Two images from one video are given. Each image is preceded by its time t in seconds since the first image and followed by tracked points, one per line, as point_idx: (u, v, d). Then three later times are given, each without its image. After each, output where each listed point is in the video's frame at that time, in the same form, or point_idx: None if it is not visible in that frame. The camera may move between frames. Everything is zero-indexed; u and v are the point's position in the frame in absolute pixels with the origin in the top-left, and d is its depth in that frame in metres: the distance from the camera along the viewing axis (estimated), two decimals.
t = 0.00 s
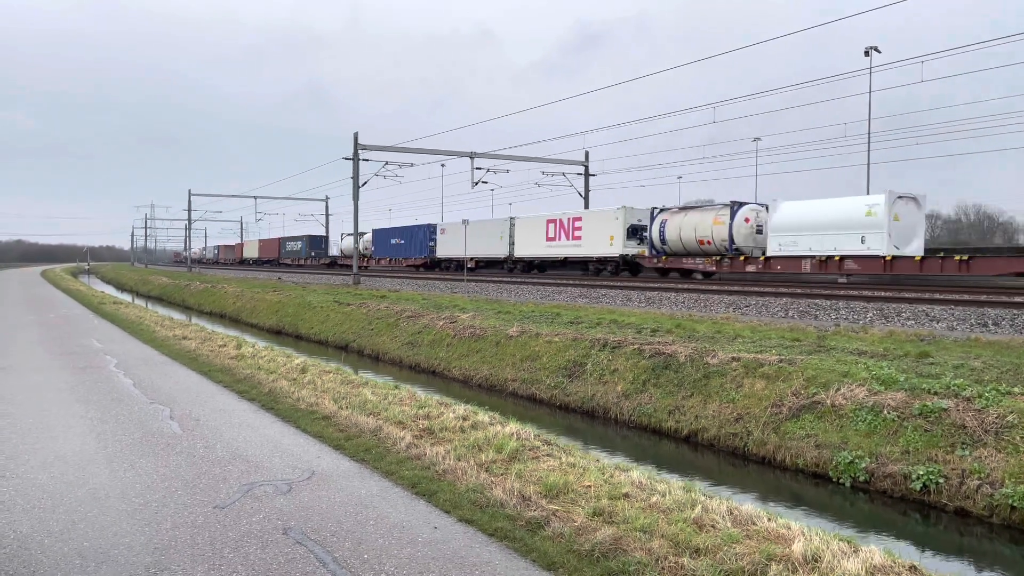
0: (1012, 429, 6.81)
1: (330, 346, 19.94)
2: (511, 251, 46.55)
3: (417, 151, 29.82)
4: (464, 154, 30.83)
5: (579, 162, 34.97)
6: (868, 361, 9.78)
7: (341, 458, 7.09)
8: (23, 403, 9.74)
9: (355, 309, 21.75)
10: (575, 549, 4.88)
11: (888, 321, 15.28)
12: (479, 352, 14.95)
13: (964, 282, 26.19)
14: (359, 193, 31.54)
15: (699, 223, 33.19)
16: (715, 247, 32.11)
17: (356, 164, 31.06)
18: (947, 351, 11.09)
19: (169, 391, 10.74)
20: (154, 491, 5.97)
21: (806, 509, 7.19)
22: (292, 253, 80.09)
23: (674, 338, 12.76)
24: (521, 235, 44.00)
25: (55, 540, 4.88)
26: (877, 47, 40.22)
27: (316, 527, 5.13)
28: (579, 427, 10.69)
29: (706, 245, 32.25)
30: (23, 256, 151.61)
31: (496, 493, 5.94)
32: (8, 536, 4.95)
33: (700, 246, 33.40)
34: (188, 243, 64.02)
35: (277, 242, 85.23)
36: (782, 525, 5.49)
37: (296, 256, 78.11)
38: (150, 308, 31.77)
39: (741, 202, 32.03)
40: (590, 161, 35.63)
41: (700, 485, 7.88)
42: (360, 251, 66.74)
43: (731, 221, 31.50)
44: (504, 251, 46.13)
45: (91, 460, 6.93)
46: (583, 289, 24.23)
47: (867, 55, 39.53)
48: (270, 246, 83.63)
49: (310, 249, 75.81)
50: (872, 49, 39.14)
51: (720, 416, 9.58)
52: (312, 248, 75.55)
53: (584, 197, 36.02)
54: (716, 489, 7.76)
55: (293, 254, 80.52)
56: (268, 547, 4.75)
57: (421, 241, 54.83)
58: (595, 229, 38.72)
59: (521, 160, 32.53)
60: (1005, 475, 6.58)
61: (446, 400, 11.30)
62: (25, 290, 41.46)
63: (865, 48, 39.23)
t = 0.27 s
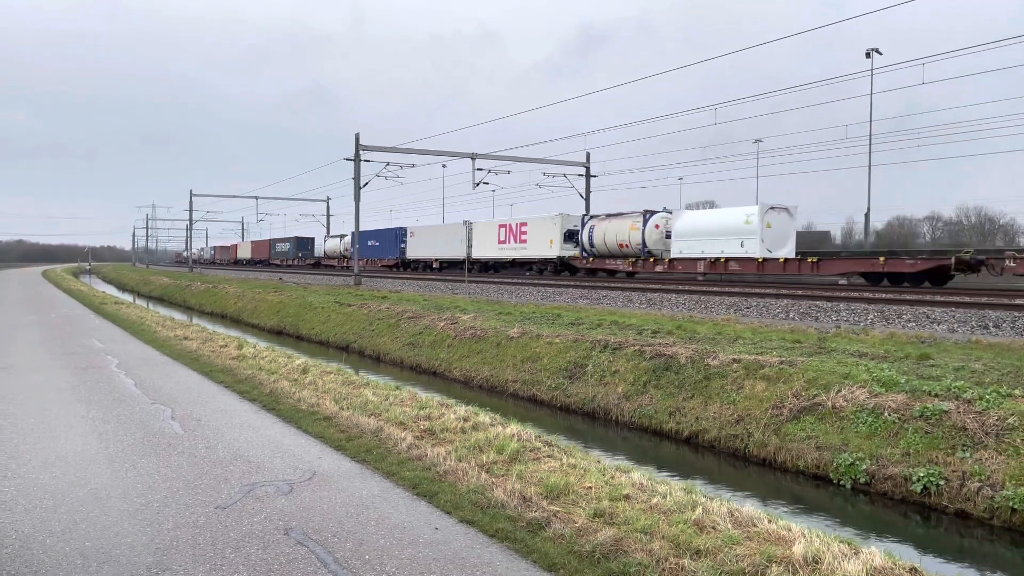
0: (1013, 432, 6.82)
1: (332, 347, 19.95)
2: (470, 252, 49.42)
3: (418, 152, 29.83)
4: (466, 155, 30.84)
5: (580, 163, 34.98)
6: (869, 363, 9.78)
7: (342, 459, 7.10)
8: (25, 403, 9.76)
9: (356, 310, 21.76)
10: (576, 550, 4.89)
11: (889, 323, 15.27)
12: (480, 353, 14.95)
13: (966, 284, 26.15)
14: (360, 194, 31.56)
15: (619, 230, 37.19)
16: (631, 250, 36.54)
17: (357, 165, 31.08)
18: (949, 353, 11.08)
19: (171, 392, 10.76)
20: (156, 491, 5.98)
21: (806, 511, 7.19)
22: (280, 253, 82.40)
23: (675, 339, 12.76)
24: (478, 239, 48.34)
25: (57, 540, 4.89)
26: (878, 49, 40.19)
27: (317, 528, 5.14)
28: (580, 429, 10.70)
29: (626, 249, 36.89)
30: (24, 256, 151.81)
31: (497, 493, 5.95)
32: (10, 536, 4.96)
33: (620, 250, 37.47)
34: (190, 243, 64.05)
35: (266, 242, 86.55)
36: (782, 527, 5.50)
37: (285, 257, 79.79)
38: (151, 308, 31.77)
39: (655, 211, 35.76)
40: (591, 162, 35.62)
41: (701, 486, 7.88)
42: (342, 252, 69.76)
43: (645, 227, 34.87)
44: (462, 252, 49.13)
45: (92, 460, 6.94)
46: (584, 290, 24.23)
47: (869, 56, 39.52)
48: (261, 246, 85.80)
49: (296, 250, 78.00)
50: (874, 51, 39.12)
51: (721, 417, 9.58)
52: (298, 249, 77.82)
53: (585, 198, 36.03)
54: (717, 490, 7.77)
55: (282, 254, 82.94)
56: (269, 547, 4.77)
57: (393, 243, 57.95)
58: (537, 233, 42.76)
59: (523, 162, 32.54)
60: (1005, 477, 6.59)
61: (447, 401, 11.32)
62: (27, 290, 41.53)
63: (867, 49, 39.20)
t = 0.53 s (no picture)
0: (1012, 434, 6.82)
1: (331, 348, 19.97)
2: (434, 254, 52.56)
3: (418, 153, 29.87)
4: (466, 156, 30.87)
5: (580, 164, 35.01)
6: (868, 365, 9.78)
7: (342, 460, 7.10)
8: (25, 403, 9.76)
9: (356, 311, 21.79)
10: (575, 551, 4.89)
11: (888, 325, 15.28)
12: (480, 354, 14.96)
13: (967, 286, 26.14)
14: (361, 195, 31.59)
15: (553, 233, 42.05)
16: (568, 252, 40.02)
17: (357, 166, 31.11)
18: (948, 356, 11.10)
19: (170, 392, 10.77)
20: (155, 492, 5.98)
21: (806, 513, 7.19)
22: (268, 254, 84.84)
23: (675, 341, 12.78)
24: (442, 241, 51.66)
25: (56, 540, 4.90)
26: (879, 51, 40.23)
27: (316, 529, 5.14)
28: (580, 430, 10.71)
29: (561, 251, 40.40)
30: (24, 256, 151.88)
31: (496, 495, 5.95)
32: (9, 537, 4.96)
33: (558, 253, 41.91)
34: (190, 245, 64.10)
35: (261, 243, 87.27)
36: (782, 529, 5.50)
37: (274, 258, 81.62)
38: (151, 309, 31.80)
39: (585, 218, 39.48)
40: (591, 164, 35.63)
41: (700, 488, 7.89)
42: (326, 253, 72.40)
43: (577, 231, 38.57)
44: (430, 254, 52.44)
45: (92, 461, 6.94)
46: (584, 292, 24.26)
47: (869, 59, 39.55)
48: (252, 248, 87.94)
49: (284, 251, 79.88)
50: (874, 54, 39.16)
51: (721, 419, 9.58)
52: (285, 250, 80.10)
53: (585, 200, 36.06)
54: (716, 492, 7.77)
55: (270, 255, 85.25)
56: (268, 549, 4.77)
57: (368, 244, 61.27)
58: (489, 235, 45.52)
59: (523, 163, 32.58)
60: (1005, 479, 6.59)
61: (446, 402, 11.33)
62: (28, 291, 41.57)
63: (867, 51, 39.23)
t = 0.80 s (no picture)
0: (1010, 436, 6.83)
1: (330, 349, 19.98)
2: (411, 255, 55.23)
3: (417, 155, 29.90)
4: (465, 157, 30.90)
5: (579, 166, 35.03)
6: (866, 367, 9.79)
7: (340, 461, 7.10)
8: (22, 404, 9.75)
9: (355, 312, 21.81)
10: (573, 553, 4.90)
11: (886, 327, 15.30)
12: (479, 356, 14.97)
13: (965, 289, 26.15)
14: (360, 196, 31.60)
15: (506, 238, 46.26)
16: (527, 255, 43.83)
17: (357, 167, 31.12)
18: (946, 358, 11.12)
19: (169, 393, 10.76)
20: (154, 493, 5.97)
21: (804, 515, 7.19)
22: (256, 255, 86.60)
23: (673, 343, 12.79)
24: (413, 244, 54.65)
25: (55, 541, 4.89)
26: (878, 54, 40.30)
27: (315, 530, 5.14)
28: (578, 432, 10.71)
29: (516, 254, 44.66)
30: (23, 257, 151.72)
31: (494, 496, 5.96)
32: (8, 537, 4.95)
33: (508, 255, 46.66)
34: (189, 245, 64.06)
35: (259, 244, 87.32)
36: (779, 531, 5.50)
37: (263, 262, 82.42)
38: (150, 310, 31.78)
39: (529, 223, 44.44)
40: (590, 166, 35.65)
41: (699, 490, 7.89)
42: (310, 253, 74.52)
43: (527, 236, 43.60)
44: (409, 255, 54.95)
45: (90, 462, 6.93)
46: (583, 293, 24.26)
47: (868, 61, 39.62)
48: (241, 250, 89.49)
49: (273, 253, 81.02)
50: (873, 56, 39.23)
51: (719, 421, 9.59)
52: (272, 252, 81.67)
53: (584, 201, 36.10)
54: (715, 494, 7.77)
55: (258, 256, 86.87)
56: (266, 550, 4.77)
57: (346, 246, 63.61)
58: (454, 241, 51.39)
59: (522, 165, 32.60)
60: (1003, 481, 6.60)
61: (445, 403, 11.33)
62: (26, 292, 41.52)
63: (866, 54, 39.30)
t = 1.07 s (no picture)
0: (1008, 439, 6.84)
1: (327, 350, 19.96)
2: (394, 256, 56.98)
3: (416, 156, 29.89)
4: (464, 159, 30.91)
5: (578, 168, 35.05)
6: (865, 370, 9.80)
7: (338, 463, 7.10)
8: (19, 405, 9.74)
9: (353, 314, 21.80)
10: (571, 554, 4.90)
11: (885, 330, 15.32)
12: (477, 357, 14.97)
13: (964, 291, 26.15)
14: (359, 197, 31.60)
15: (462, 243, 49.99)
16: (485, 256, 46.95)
17: (355, 168, 31.12)
18: (944, 360, 11.13)
19: (166, 395, 10.74)
20: (152, 494, 5.97)
21: (802, 517, 7.19)
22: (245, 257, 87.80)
23: (671, 345, 12.80)
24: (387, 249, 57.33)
25: (53, 542, 4.89)
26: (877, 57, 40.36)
27: (313, 531, 5.14)
28: (576, 434, 10.72)
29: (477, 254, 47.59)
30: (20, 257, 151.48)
31: (493, 498, 5.96)
32: (6, 538, 4.95)
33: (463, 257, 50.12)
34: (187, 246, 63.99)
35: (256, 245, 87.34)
36: (777, 532, 5.50)
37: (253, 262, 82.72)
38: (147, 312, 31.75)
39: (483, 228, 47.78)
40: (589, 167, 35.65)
41: (697, 492, 7.88)
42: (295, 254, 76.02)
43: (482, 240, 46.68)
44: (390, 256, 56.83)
45: (88, 463, 6.92)
46: (581, 295, 24.25)
47: (867, 64, 39.67)
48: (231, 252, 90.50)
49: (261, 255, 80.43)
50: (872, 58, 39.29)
51: (717, 423, 9.60)
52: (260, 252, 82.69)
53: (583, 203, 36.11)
54: (713, 496, 7.76)
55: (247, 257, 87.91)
56: (265, 551, 4.77)
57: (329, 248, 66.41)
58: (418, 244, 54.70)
59: (521, 166, 32.61)
60: (1000, 483, 6.61)
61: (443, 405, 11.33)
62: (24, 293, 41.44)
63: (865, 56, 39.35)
